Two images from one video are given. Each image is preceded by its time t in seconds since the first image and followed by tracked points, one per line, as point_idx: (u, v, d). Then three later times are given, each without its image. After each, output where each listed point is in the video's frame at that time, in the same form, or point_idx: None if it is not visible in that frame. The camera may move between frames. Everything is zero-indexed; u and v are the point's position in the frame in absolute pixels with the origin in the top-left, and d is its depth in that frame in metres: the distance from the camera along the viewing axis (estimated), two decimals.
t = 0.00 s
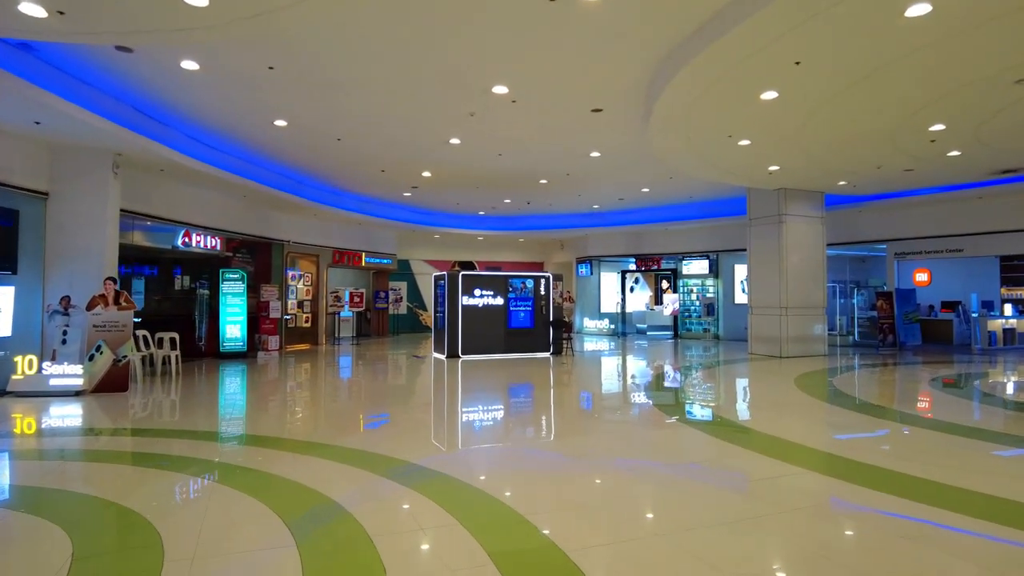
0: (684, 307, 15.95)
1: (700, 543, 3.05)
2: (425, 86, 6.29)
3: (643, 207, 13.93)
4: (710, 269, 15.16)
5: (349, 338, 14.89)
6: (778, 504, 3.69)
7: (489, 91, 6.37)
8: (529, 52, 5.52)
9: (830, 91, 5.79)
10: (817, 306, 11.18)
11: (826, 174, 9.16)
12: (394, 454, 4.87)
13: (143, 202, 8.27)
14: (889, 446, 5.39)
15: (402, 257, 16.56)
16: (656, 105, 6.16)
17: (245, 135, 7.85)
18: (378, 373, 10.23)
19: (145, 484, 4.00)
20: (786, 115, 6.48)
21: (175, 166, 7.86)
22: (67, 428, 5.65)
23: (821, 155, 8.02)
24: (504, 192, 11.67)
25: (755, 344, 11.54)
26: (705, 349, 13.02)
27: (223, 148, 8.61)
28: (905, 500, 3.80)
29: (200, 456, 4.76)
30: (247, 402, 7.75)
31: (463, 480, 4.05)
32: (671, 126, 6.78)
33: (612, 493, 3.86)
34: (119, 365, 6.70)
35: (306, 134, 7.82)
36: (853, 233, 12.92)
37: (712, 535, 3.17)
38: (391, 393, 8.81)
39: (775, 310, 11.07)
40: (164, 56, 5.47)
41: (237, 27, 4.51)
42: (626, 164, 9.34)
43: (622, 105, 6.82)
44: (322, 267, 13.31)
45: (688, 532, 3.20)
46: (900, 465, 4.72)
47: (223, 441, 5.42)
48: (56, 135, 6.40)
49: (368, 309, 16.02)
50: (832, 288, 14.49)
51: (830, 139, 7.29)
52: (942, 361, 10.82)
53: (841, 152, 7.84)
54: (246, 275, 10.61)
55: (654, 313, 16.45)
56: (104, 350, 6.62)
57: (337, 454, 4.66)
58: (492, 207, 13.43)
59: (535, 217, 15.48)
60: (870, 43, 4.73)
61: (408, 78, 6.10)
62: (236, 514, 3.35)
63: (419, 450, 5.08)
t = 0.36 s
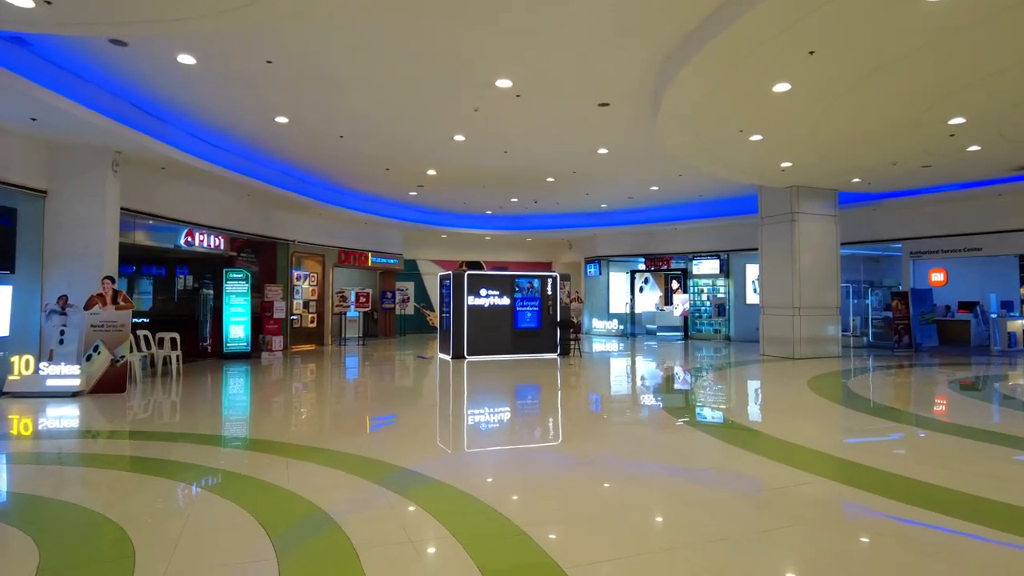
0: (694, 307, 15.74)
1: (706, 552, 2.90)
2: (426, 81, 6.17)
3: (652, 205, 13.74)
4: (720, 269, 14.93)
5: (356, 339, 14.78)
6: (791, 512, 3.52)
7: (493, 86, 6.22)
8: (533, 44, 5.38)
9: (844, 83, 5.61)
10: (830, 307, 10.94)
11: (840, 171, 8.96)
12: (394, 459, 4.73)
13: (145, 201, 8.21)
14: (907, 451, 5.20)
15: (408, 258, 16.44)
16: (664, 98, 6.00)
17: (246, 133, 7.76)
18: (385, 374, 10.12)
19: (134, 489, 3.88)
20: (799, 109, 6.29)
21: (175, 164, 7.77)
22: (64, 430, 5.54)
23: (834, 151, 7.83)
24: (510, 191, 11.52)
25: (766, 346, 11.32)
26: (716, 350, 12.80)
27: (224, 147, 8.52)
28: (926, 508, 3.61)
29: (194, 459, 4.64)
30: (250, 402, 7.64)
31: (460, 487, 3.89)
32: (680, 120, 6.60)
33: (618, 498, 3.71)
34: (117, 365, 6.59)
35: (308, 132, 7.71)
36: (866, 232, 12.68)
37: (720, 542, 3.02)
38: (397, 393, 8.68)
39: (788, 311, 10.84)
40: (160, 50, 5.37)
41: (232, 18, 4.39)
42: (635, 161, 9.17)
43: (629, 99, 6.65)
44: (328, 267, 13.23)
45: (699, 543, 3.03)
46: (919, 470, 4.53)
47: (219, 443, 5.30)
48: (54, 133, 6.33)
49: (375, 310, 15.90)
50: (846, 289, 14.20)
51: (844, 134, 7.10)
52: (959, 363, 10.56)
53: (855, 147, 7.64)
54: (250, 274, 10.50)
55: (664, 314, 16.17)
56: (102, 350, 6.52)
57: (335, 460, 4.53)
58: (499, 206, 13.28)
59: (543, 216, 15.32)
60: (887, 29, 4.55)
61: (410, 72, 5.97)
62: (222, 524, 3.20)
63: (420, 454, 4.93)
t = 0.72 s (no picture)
0: (721, 311, 15.37)
1: None
2: (441, 78, 6.04)
3: (676, 206, 13.45)
4: (748, 272, 14.55)
5: (376, 343, 14.69)
6: (825, 536, 3.27)
7: (510, 81, 6.06)
8: (550, 38, 5.21)
9: (878, 72, 5.34)
10: (862, 310, 10.53)
11: (872, 169, 8.63)
12: (406, 471, 4.58)
13: (164, 205, 8.21)
14: (947, 463, 4.90)
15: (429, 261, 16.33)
16: (686, 93, 5.78)
17: (261, 135, 7.70)
18: (407, 378, 10.01)
19: (134, 500, 3.77)
20: (830, 102, 6.02)
21: (192, 168, 7.74)
22: (78, 437, 5.46)
23: (866, 148, 7.51)
24: (530, 193, 11.34)
25: (795, 351, 10.96)
26: (743, 356, 12.46)
27: (241, 150, 8.49)
28: (973, 531, 3.35)
29: (202, 468, 4.54)
30: (268, 407, 7.56)
31: (469, 505, 3.72)
32: (704, 116, 6.37)
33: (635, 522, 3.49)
34: (129, 371, 6.57)
35: (324, 134, 7.63)
36: (899, 233, 12.24)
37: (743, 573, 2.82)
38: (416, 398, 8.54)
39: (817, 315, 10.46)
40: (169, 50, 5.32)
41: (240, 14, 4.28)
42: (658, 161, 8.92)
43: (651, 95, 6.43)
44: (348, 271, 13.21)
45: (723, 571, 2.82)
46: (964, 486, 4.25)
47: (229, 451, 5.18)
48: (68, 136, 6.33)
49: (396, 314, 15.82)
50: (878, 292, 13.59)
51: (878, 129, 6.80)
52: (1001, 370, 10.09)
53: (889, 143, 7.31)
54: (269, 279, 10.51)
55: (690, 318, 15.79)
56: (115, 355, 6.51)
57: (345, 472, 4.39)
58: (520, 208, 13.10)
59: (565, 219, 15.12)
60: (926, 14, 4.28)
61: (424, 70, 5.84)
62: (216, 540, 3.07)
63: (432, 466, 4.78)
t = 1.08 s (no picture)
0: (745, 312, 15.08)
1: None
2: (456, 73, 5.90)
3: (699, 205, 13.21)
4: (773, 272, 14.23)
5: (395, 343, 14.65)
6: (855, 548, 3.08)
7: (525, 75, 5.91)
8: (566, 30, 5.04)
9: (913, 59, 5.08)
10: (891, 312, 10.19)
11: (905, 165, 8.31)
12: (418, 476, 4.43)
13: (181, 205, 8.21)
14: (985, 472, 4.64)
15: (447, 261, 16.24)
16: (707, 84, 5.58)
17: (277, 134, 7.64)
18: (426, 378, 9.92)
19: (138, 504, 3.69)
20: (859, 93, 5.79)
21: (208, 168, 7.73)
22: (91, 437, 5.41)
23: (898, 141, 7.22)
24: (549, 192, 11.18)
25: (822, 353, 10.64)
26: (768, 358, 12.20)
27: (258, 150, 8.46)
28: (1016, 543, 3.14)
29: (211, 472, 4.44)
30: (285, 408, 7.47)
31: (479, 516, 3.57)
32: (725, 110, 6.17)
33: (651, 531, 3.33)
34: (142, 372, 6.54)
35: (339, 132, 7.56)
36: (931, 232, 11.85)
37: None
38: (434, 399, 8.41)
39: (845, 316, 10.13)
40: (181, 46, 5.26)
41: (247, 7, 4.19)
42: (678, 157, 8.71)
43: (670, 89, 6.24)
44: (366, 271, 13.21)
45: None
46: (1005, 496, 4.01)
47: (239, 453, 5.10)
48: (83, 136, 6.32)
49: (415, 314, 15.75)
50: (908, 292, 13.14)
51: (909, 121, 6.53)
52: None
53: (921, 137, 7.03)
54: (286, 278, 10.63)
55: (713, 319, 15.49)
56: (129, 355, 6.48)
57: (353, 478, 4.26)
58: (539, 208, 12.95)
59: (585, 218, 14.90)
60: None
61: (439, 64, 5.71)
62: (215, 552, 2.94)
63: (445, 470, 4.63)
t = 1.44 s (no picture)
0: (753, 318, 14.86)
1: None
2: (454, 73, 5.76)
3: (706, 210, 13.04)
4: (781, 278, 14.04)
5: (398, 350, 14.49)
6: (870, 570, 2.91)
7: (525, 76, 5.75)
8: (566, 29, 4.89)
9: (925, 57, 4.91)
10: (903, 319, 9.96)
11: (916, 168, 8.12)
12: (412, 489, 4.28)
13: (180, 210, 8.13)
14: (1002, 486, 4.43)
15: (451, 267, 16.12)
16: (713, 84, 5.41)
17: (274, 137, 7.52)
18: (429, 385, 9.77)
19: (122, 520, 3.56)
20: (870, 93, 5.61)
21: (207, 172, 7.64)
22: (81, 447, 5.27)
23: (910, 143, 7.03)
24: (554, 196, 11.03)
25: (832, 361, 10.40)
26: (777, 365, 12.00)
27: (257, 154, 8.37)
28: None
29: (197, 486, 4.29)
30: (285, 416, 7.33)
31: (471, 532, 3.42)
32: (732, 111, 6.00)
33: (654, 548, 3.19)
34: (135, 379, 6.45)
35: (338, 135, 7.44)
36: (943, 236, 11.62)
37: None
38: (435, 407, 8.25)
39: (856, 323, 9.90)
40: (171, 46, 5.15)
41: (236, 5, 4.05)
42: (684, 161, 8.54)
43: (674, 89, 6.08)
44: (369, 277, 13.06)
45: None
46: None
47: (230, 464, 4.97)
48: (78, 140, 6.21)
49: (418, 320, 15.60)
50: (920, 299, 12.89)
51: (922, 123, 6.35)
52: None
53: (934, 138, 6.84)
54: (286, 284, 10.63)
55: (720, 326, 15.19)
56: (121, 362, 6.39)
57: (343, 492, 4.10)
58: (543, 212, 12.80)
59: (591, 223, 14.73)
60: None
61: (436, 64, 5.57)
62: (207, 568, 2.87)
63: (440, 483, 4.47)
